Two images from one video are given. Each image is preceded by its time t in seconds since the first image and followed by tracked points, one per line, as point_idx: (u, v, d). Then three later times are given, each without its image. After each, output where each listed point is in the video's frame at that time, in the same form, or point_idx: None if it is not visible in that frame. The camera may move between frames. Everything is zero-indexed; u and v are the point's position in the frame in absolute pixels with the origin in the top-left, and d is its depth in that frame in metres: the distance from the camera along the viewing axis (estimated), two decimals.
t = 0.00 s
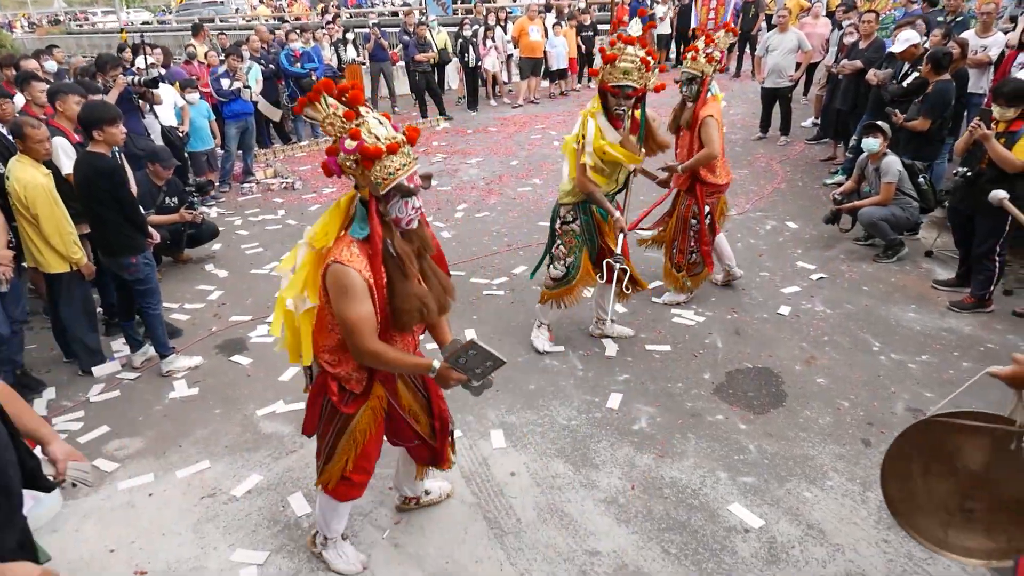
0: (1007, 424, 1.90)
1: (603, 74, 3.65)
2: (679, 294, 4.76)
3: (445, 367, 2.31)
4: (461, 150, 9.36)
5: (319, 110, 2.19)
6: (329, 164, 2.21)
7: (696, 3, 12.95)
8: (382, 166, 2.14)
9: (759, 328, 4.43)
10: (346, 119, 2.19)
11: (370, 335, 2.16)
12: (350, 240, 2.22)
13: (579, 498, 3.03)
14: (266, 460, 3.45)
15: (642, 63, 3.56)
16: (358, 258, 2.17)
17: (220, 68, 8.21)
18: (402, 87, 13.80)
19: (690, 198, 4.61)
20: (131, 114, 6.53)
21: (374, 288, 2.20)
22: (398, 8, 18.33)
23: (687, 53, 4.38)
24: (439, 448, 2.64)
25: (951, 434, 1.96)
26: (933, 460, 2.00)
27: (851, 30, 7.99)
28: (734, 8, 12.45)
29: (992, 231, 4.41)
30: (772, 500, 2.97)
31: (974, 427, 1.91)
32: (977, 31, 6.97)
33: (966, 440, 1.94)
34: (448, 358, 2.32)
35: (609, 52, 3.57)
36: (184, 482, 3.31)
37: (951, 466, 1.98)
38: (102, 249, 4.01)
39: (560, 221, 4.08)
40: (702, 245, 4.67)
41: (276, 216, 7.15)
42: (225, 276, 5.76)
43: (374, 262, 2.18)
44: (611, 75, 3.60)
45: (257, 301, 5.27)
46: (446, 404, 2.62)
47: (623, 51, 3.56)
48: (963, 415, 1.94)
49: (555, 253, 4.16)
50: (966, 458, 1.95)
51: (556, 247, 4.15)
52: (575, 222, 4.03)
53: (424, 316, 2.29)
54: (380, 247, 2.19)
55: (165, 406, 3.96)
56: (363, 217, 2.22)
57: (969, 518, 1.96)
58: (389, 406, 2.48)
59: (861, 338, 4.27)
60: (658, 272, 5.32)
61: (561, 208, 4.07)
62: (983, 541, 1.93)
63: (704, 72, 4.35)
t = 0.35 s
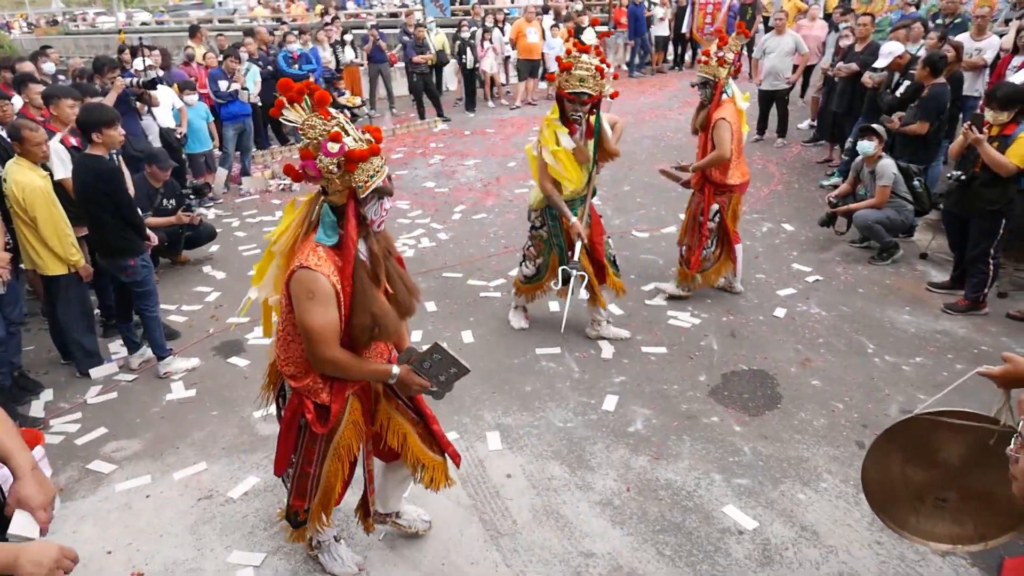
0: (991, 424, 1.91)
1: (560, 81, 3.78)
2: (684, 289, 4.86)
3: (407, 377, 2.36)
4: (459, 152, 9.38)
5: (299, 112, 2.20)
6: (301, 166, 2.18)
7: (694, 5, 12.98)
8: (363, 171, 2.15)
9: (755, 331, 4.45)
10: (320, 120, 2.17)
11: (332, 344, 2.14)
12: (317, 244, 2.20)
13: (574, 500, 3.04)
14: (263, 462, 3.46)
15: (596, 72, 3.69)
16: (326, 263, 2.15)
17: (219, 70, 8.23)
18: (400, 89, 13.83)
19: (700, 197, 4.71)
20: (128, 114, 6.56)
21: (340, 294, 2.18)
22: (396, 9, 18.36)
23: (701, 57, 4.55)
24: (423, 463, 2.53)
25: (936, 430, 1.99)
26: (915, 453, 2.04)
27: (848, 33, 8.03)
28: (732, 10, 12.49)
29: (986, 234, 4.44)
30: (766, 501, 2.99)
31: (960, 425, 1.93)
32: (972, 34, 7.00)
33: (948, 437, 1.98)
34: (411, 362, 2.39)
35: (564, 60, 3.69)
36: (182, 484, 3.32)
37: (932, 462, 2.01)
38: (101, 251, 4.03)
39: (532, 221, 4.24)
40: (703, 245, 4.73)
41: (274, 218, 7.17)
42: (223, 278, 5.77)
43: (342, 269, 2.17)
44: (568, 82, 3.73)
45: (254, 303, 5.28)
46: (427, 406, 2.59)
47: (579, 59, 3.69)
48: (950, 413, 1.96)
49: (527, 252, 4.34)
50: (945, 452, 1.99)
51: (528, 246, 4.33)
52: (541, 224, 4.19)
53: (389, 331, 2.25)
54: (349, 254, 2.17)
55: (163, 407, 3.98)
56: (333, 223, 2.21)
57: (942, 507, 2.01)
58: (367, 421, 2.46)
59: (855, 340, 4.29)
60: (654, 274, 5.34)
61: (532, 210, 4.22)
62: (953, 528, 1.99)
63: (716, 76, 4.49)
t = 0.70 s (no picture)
0: (986, 420, 1.94)
1: (534, 77, 3.79)
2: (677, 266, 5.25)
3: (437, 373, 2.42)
4: (457, 152, 9.39)
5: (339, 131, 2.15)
6: (346, 182, 2.12)
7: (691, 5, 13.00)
8: (403, 178, 2.19)
9: (752, 330, 4.46)
10: (352, 133, 2.16)
11: (368, 344, 2.13)
12: (351, 249, 2.19)
13: (572, 499, 3.05)
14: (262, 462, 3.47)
15: (570, 68, 3.73)
16: (360, 263, 2.15)
17: (216, 70, 8.23)
18: (398, 89, 13.82)
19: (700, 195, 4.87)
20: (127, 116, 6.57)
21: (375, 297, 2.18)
22: (393, 9, 18.35)
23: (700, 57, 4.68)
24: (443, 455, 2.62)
25: (932, 428, 2.03)
26: (918, 449, 2.08)
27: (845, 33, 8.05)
28: (730, 10, 12.52)
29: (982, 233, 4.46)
30: (763, 501, 3.00)
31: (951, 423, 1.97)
32: (969, 34, 7.03)
33: (945, 434, 2.02)
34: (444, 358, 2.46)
35: (539, 56, 3.70)
36: (180, 484, 3.33)
37: (932, 457, 2.05)
38: (99, 252, 4.03)
39: (510, 220, 4.27)
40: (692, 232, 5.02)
41: (272, 218, 7.17)
42: (221, 278, 5.77)
43: (378, 269, 2.15)
44: (542, 78, 3.75)
45: (253, 303, 5.28)
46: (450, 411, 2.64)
47: (553, 55, 3.69)
48: (943, 412, 2.01)
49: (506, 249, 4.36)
50: (944, 450, 2.02)
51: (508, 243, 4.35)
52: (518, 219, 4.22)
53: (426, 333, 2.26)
54: (388, 256, 2.15)
55: (161, 408, 3.98)
56: (370, 230, 2.21)
57: (944, 502, 2.04)
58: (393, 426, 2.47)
59: (852, 339, 4.30)
60: (652, 274, 5.35)
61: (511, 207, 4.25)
62: (956, 522, 2.01)
63: (715, 73, 4.60)
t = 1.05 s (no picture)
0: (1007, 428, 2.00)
1: (581, 94, 3.75)
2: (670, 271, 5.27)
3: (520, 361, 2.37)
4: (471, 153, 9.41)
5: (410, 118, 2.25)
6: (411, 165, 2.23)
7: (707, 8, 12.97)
8: (468, 172, 2.17)
9: (765, 335, 4.43)
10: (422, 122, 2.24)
11: (451, 322, 2.17)
12: (423, 234, 2.25)
13: (583, 502, 3.05)
14: (275, 460, 3.49)
15: (618, 82, 3.66)
16: (431, 247, 2.20)
17: (233, 71, 8.31)
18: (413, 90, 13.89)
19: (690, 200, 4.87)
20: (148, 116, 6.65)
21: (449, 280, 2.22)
22: (410, 11, 18.43)
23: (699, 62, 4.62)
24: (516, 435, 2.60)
25: (954, 437, 2.06)
26: (939, 459, 2.10)
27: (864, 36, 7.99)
28: (747, 13, 12.45)
29: (1001, 239, 4.40)
30: (776, 506, 2.98)
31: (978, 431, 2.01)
32: (990, 37, 6.94)
33: (970, 442, 2.06)
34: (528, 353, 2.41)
35: (585, 73, 3.65)
36: (194, 481, 3.36)
37: (952, 462, 2.09)
38: (117, 250, 4.08)
39: (551, 241, 4.22)
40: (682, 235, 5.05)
41: (288, 218, 7.22)
42: (236, 277, 5.83)
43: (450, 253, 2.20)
44: (590, 95, 3.71)
45: (267, 302, 5.33)
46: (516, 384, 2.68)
47: (600, 71, 3.64)
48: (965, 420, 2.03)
49: (542, 268, 4.30)
50: (968, 458, 2.07)
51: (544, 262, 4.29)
52: (558, 238, 4.17)
53: (503, 309, 2.30)
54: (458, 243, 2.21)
55: (176, 405, 4.02)
56: (440, 216, 2.24)
57: (969, 510, 2.10)
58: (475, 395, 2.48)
59: (867, 345, 4.26)
60: (665, 277, 5.33)
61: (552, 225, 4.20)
62: (981, 530, 2.08)
63: (711, 82, 4.59)
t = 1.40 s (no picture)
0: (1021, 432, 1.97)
1: (616, 90, 3.64)
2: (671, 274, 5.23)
3: (582, 335, 2.32)
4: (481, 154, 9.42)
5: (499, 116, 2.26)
6: (506, 162, 2.23)
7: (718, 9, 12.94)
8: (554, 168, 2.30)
9: (776, 337, 4.41)
10: (523, 113, 2.26)
11: (513, 323, 2.14)
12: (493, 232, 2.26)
13: (591, 503, 3.05)
14: (285, 459, 3.51)
15: (656, 78, 3.53)
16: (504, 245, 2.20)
17: (245, 71, 8.36)
18: (424, 90, 13.92)
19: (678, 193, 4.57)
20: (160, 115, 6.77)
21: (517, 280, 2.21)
22: (421, 11, 18.47)
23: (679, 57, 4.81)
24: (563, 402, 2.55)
25: (963, 435, 2.07)
26: (950, 457, 2.11)
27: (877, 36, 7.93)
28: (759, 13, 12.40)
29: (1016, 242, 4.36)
30: (785, 510, 2.97)
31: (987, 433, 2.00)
32: (1005, 38, 6.87)
33: (984, 445, 2.04)
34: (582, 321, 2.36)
35: (621, 68, 3.54)
36: (205, 478, 3.39)
37: (966, 462, 2.09)
38: (130, 249, 4.12)
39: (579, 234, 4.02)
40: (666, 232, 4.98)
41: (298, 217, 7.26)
42: (247, 276, 5.87)
43: (521, 253, 2.21)
44: (626, 91, 3.59)
45: (278, 301, 5.35)
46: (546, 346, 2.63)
47: (637, 65, 3.54)
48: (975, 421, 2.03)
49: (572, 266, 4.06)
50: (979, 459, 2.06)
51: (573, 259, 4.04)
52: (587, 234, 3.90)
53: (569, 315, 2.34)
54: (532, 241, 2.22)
55: (187, 403, 4.06)
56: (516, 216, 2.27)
57: (980, 509, 2.10)
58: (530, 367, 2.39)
59: (879, 348, 4.23)
60: (675, 278, 5.32)
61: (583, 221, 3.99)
62: (991, 529, 2.08)
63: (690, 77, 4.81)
